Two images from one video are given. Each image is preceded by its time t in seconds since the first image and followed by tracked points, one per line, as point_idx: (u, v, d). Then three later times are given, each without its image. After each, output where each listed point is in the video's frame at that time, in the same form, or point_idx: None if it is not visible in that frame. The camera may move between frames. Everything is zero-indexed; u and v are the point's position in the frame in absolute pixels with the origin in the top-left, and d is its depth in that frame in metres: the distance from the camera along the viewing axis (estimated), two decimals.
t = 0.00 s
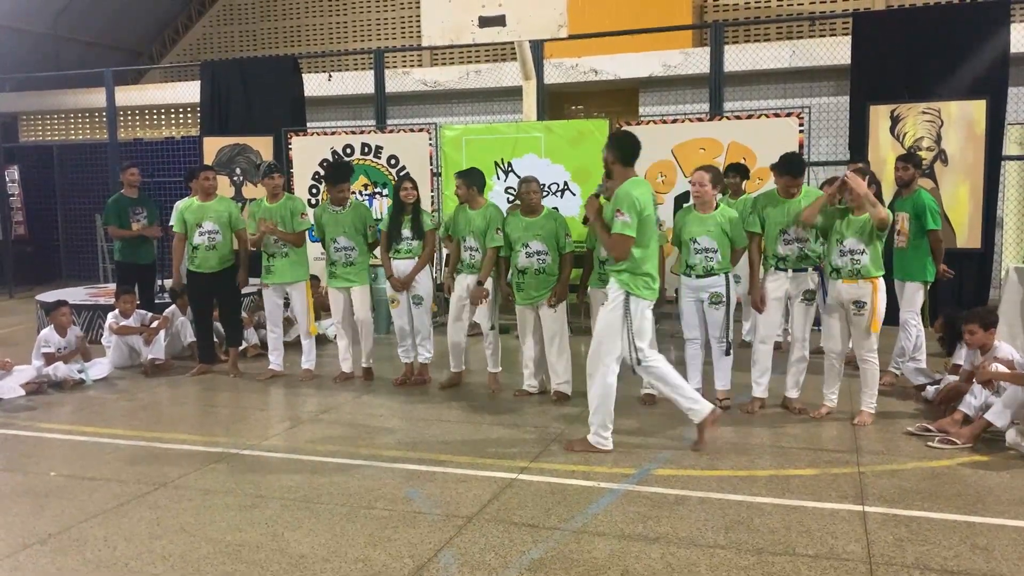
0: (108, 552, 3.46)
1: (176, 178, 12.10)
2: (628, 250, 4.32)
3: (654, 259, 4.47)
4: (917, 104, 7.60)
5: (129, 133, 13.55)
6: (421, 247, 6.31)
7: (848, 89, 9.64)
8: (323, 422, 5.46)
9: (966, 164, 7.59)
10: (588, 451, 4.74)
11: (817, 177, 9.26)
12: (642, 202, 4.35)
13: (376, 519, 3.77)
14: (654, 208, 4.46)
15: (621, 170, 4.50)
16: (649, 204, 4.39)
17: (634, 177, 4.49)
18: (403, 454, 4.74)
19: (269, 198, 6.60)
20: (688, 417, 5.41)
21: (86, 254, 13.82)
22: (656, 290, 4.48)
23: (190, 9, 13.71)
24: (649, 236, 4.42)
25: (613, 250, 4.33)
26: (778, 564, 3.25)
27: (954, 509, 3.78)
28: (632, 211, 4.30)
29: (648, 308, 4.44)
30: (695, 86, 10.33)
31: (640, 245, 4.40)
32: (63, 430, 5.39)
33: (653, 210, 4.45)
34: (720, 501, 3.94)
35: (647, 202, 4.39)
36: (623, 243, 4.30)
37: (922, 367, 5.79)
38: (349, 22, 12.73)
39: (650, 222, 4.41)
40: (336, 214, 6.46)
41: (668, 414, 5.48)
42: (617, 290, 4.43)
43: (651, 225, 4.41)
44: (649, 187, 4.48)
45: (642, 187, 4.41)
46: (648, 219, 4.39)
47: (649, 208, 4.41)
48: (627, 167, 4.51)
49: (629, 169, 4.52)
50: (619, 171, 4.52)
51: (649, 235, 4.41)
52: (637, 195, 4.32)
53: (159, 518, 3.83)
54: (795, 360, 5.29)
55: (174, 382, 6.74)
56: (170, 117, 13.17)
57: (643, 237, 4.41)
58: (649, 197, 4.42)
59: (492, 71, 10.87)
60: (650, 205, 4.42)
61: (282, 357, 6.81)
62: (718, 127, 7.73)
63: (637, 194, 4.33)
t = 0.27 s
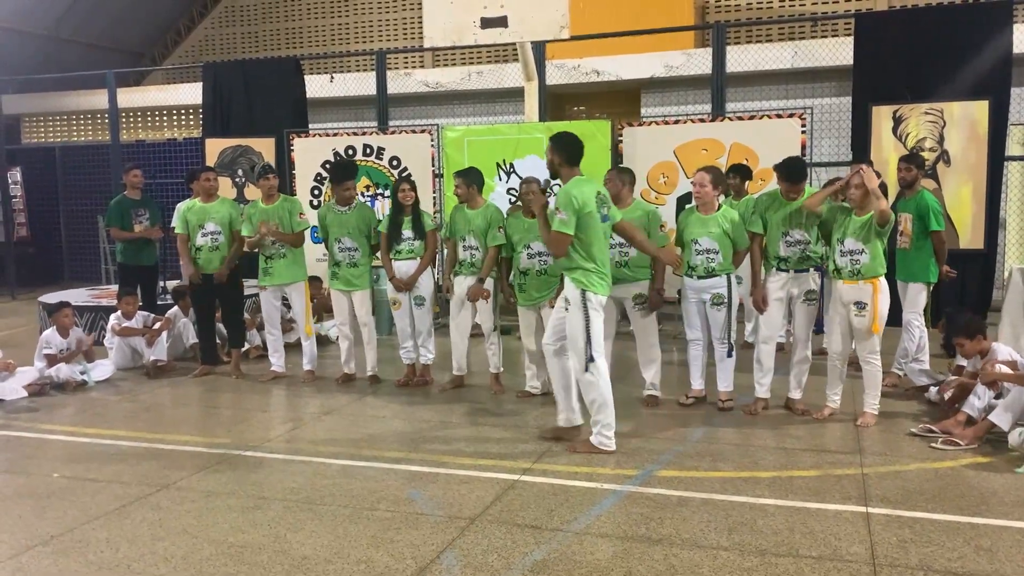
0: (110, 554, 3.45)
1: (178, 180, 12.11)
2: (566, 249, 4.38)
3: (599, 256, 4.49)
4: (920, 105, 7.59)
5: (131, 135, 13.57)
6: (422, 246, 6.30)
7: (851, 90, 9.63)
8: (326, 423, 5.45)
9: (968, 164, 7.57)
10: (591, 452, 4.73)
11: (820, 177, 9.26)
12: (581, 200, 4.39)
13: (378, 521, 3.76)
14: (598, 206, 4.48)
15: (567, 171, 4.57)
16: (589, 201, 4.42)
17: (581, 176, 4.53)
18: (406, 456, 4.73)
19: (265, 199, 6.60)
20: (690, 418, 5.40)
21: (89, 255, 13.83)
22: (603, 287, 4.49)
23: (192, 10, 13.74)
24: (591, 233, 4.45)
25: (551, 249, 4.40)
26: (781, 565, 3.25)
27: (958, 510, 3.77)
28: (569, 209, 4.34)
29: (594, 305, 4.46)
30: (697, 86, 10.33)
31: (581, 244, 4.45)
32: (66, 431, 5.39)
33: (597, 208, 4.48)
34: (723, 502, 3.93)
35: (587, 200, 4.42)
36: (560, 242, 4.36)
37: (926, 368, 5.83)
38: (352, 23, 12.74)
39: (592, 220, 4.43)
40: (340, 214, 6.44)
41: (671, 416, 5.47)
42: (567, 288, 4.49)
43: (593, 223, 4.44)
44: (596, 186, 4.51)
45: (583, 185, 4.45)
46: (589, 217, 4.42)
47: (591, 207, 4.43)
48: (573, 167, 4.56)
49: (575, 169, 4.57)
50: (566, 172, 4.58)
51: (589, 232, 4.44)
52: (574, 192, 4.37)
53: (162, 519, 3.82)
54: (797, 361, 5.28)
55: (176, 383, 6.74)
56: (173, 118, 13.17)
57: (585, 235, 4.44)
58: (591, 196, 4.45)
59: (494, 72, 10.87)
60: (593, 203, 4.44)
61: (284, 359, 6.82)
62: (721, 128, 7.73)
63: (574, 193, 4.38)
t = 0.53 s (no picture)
0: (113, 554, 3.46)
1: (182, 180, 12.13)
2: (513, 248, 4.58)
3: (549, 258, 4.65)
4: (923, 105, 7.58)
5: (135, 135, 13.60)
6: (422, 246, 6.30)
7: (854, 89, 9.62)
8: (328, 423, 5.46)
9: (973, 163, 7.55)
10: (594, 452, 4.73)
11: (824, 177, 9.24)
12: (527, 201, 4.59)
13: (381, 521, 3.76)
14: (548, 209, 4.67)
15: (525, 174, 4.74)
16: (537, 204, 4.62)
17: (533, 181, 4.72)
18: (409, 455, 4.73)
19: (266, 199, 6.61)
20: (693, 418, 5.40)
21: (92, 255, 13.86)
22: (554, 288, 4.64)
23: (195, 11, 13.76)
24: (540, 235, 4.62)
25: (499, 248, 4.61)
26: (784, 565, 3.24)
27: (962, 510, 3.76)
28: (515, 210, 4.56)
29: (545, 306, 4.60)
30: (700, 86, 10.33)
31: (529, 245, 4.63)
32: (69, 431, 5.40)
33: (547, 211, 4.66)
34: (726, 503, 3.92)
35: (534, 202, 4.62)
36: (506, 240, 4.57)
37: (929, 368, 5.79)
38: (355, 24, 12.75)
39: (541, 222, 4.61)
40: (345, 214, 6.45)
41: (673, 416, 5.47)
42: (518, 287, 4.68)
43: (541, 226, 4.62)
44: (545, 190, 4.71)
45: (532, 190, 4.64)
46: (537, 219, 4.60)
47: (539, 210, 4.63)
48: (528, 171, 4.70)
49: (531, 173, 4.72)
50: (522, 176, 4.73)
51: (537, 234, 4.61)
52: (519, 194, 4.58)
53: (165, 519, 3.83)
54: (800, 361, 5.27)
55: (180, 383, 6.76)
56: (176, 118, 13.19)
57: (533, 237, 4.62)
58: (539, 199, 4.64)
59: (496, 72, 10.87)
60: (540, 205, 4.64)
61: (286, 359, 6.82)
62: (724, 128, 7.72)
63: (521, 196, 4.59)
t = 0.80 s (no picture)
0: (117, 552, 3.46)
1: (186, 179, 12.14)
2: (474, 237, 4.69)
3: (508, 249, 4.79)
4: (928, 102, 7.53)
5: (138, 135, 13.62)
6: (423, 247, 6.33)
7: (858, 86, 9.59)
8: (332, 422, 5.46)
9: (978, 160, 7.53)
10: (597, 450, 4.72)
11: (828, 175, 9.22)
12: (489, 190, 4.72)
13: (384, 519, 3.77)
14: (510, 200, 4.80)
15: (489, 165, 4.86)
16: (499, 194, 4.75)
17: (497, 172, 4.85)
18: (412, 454, 4.73)
19: (270, 198, 6.60)
20: (697, 416, 5.39)
21: (96, 255, 13.89)
22: (512, 279, 4.77)
23: (199, 10, 13.77)
24: (501, 226, 4.75)
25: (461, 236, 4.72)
26: (788, 564, 3.23)
27: (967, 508, 3.75)
28: (477, 199, 4.67)
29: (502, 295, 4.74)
30: (703, 84, 10.31)
31: (488, 235, 4.76)
32: (73, 430, 5.41)
33: (509, 202, 4.79)
34: (730, 501, 3.91)
35: (496, 193, 4.75)
36: (469, 230, 4.66)
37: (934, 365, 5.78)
38: (357, 22, 12.75)
39: (502, 212, 4.74)
40: (349, 212, 6.45)
41: (677, 414, 5.46)
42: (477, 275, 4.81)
43: (500, 218, 4.74)
44: (508, 182, 4.85)
45: (495, 182, 4.77)
46: (497, 210, 4.73)
47: (501, 200, 4.76)
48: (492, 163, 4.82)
49: (495, 165, 4.84)
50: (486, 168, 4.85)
51: (498, 223, 4.74)
52: (482, 184, 4.71)
53: (169, 518, 3.83)
54: (804, 358, 5.26)
55: (184, 382, 6.77)
56: (180, 118, 13.20)
57: (493, 228, 4.75)
58: (502, 189, 4.78)
59: (499, 71, 10.86)
60: (502, 196, 4.77)
61: (289, 357, 6.83)
62: (727, 125, 7.70)
63: (483, 187, 4.71)
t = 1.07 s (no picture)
0: (121, 550, 3.47)
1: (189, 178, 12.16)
2: (442, 240, 4.75)
3: (478, 251, 4.86)
4: (931, 98, 7.55)
5: (142, 134, 13.64)
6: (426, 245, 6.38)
7: (862, 83, 9.57)
8: (336, 419, 5.47)
9: (982, 156, 7.55)
10: (601, 448, 4.72)
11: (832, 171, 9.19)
12: (457, 194, 4.80)
13: (388, 516, 3.77)
14: (477, 203, 4.88)
15: (457, 170, 4.96)
16: (466, 198, 4.83)
17: (464, 177, 4.94)
18: (415, 452, 4.73)
19: (276, 196, 6.59)
20: (701, 413, 5.39)
21: (101, 254, 13.92)
22: (483, 280, 4.84)
23: (202, 9, 13.79)
24: (469, 228, 4.83)
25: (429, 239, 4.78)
26: (792, 561, 3.23)
27: (971, 505, 3.74)
28: (445, 202, 4.74)
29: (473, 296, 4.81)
30: (707, 81, 10.29)
31: (456, 238, 4.82)
32: (78, 429, 5.43)
33: (476, 205, 4.87)
34: (734, 498, 3.90)
35: (464, 197, 4.83)
36: (438, 232, 4.73)
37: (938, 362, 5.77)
38: (361, 21, 12.75)
39: (469, 215, 4.82)
40: (352, 210, 6.45)
41: (681, 411, 5.45)
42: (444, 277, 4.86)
43: (467, 221, 4.83)
44: (475, 186, 4.93)
45: (463, 185, 4.85)
46: (464, 213, 4.81)
47: (469, 204, 4.84)
48: (460, 168, 4.93)
49: (463, 169, 4.94)
50: (454, 172, 4.96)
51: (465, 226, 4.82)
52: (450, 188, 4.78)
53: (173, 515, 3.84)
54: (808, 355, 5.25)
55: (188, 381, 6.78)
56: (184, 116, 13.21)
57: (461, 230, 4.82)
58: (469, 193, 4.86)
59: (503, 68, 10.85)
60: (470, 200, 4.84)
61: (293, 355, 6.83)
62: (731, 122, 7.68)
63: (452, 190, 4.78)
